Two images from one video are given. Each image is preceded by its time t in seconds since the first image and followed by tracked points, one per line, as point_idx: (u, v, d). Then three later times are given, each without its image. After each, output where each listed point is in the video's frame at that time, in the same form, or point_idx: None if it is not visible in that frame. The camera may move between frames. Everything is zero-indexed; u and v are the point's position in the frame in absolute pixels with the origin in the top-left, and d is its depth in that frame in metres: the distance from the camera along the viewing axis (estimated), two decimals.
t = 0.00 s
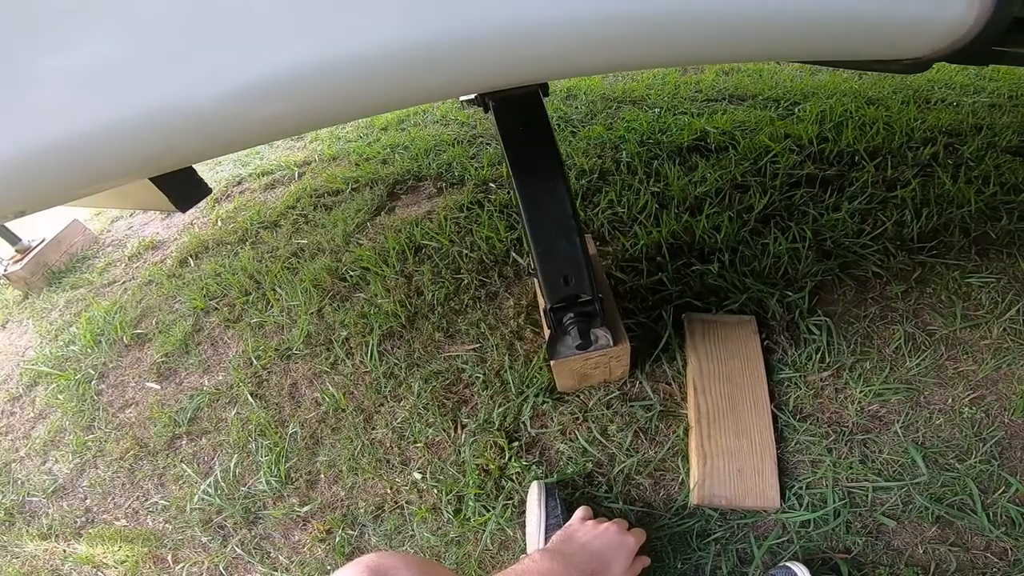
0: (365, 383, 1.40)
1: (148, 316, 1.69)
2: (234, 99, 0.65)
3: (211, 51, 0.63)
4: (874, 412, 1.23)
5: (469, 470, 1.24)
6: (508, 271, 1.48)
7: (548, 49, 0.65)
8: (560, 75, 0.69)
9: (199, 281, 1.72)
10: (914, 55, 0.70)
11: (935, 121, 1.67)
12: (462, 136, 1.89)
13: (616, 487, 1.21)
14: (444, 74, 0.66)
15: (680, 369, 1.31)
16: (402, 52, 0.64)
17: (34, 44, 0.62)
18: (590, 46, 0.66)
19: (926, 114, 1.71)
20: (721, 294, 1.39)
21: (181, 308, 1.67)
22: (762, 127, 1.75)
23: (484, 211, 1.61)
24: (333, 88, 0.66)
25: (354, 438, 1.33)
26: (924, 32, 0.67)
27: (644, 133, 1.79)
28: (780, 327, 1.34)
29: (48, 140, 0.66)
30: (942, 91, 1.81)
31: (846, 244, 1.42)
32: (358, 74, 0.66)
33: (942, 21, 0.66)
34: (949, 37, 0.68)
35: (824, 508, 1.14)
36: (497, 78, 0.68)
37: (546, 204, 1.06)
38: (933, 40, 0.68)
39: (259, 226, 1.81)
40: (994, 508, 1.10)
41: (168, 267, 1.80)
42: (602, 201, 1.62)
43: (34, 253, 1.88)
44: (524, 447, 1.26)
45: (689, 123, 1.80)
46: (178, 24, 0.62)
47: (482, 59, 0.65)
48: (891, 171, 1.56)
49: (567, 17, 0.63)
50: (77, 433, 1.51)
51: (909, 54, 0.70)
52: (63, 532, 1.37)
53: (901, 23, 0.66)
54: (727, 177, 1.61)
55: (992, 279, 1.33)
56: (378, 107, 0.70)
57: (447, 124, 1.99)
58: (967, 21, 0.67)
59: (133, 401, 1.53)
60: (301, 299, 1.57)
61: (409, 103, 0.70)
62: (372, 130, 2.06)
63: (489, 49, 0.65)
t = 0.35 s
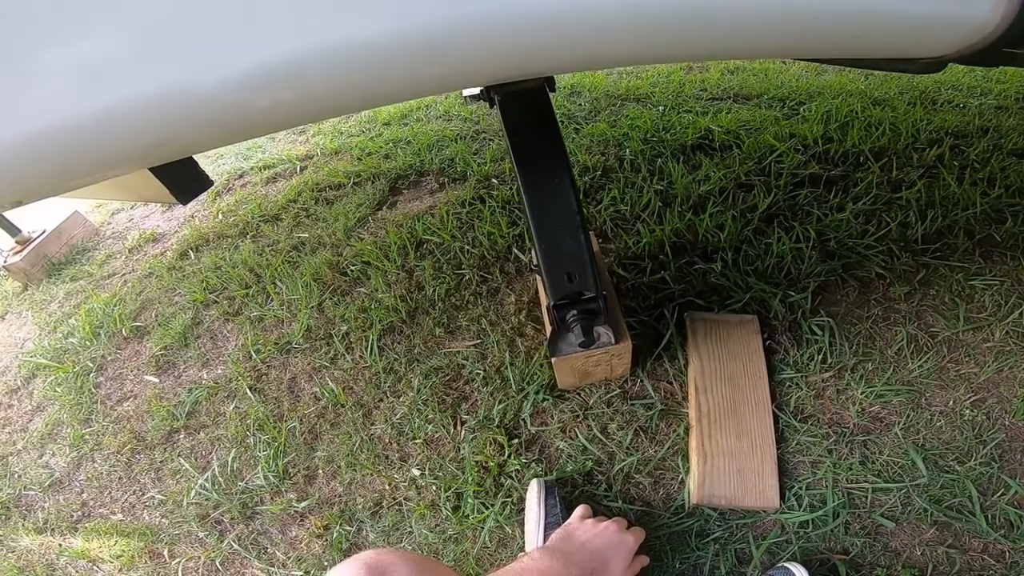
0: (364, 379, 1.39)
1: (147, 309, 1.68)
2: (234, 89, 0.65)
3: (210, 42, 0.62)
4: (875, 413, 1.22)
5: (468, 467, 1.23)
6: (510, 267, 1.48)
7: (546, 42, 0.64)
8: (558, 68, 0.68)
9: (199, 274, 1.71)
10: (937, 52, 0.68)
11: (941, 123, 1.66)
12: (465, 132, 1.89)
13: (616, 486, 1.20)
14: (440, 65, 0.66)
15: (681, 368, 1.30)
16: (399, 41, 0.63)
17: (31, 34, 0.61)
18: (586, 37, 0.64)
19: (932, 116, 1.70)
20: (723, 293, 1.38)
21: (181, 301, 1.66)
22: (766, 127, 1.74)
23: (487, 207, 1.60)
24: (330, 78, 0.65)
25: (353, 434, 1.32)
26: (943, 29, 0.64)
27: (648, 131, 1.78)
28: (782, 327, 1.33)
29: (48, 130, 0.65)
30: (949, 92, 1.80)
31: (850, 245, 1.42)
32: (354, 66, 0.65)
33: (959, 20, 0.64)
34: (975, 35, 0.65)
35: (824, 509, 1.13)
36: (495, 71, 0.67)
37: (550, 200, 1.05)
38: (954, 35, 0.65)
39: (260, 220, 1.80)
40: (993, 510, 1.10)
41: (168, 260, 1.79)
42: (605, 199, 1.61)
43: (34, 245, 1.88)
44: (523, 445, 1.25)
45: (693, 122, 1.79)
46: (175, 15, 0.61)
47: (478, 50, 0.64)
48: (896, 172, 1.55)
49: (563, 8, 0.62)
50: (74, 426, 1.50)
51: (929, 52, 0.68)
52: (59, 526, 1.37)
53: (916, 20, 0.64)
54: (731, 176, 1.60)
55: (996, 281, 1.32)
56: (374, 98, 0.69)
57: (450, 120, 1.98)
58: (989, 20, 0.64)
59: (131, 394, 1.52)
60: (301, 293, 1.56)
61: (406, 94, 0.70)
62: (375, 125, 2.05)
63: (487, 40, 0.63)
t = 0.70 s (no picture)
0: (363, 376, 1.40)
1: (148, 305, 1.70)
2: (236, 98, 0.66)
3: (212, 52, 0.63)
4: (867, 414, 1.23)
5: (465, 464, 1.25)
6: (508, 266, 1.49)
7: (533, 54, 0.65)
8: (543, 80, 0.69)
9: (199, 271, 1.72)
10: (922, 60, 0.67)
11: (940, 125, 1.66)
12: (465, 131, 1.90)
13: (611, 484, 1.21)
14: (446, 75, 0.66)
15: (676, 367, 1.31)
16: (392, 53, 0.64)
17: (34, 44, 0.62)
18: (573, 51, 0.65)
19: (931, 118, 1.70)
20: (720, 293, 1.40)
21: (181, 297, 1.68)
22: (766, 128, 1.75)
23: (486, 206, 1.61)
24: (327, 89, 0.66)
25: (352, 430, 1.34)
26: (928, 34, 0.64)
27: (647, 131, 1.79)
28: (778, 328, 1.35)
29: (57, 137, 0.67)
30: (949, 94, 1.79)
31: (846, 247, 1.43)
32: (351, 75, 0.66)
33: (944, 29, 0.63)
34: (959, 45, 0.65)
35: (815, 509, 1.15)
36: (483, 82, 0.68)
37: (548, 204, 1.06)
38: (938, 45, 0.65)
39: (261, 217, 1.81)
40: (982, 511, 1.11)
41: (169, 256, 1.80)
42: (604, 198, 1.62)
43: (35, 241, 1.89)
44: (520, 443, 1.27)
45: (693, 122, 1.80)
46: (176, 29, 0.62)
47: (469, 62, 0.65)
48: (894, 174, 1.56)
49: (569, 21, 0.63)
50: (74, 422, 1.52)
51: (917, 59, 0.67)
52: (58, 521, 1.38)
53: (902, 31, 0.63)
54: (729, 177, 1.61)
55: (990, 284, 1.33)
56: (368, 107, 0.70)
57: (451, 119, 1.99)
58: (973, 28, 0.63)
59: (131, 390, 1.54)
60: (301, 290, 1.57)
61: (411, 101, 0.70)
62: (376, 123, 2.05)
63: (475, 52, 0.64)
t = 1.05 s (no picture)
0: (360, 378, 1.41)
1: (145, 307, 1.70)
2: (240, 109, 0.67)
3: (215, 65, 0.64)
4: (860, 417, 1.25)
5: (461, 466, 1.26)
6: (506, 270, 1.50)
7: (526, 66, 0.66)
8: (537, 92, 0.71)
9: (197, 272, 1.73)
10: (905, 71, 0.69)
11: (935, 129, 1.66)
12: (464, 134, 1.91)
13: (606, 486, 1.23)
14: (447, 86, 0.68)
15: (671, 371, 1.32)
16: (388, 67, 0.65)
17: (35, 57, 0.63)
18: (566, 64, 0.66)
19: (926, 122, 1.69)
20: (715, 297, 1.41)
21: (179, 299, 1.68)
22: (762, 132, 1.76)
23: (484, 210, 1.62)
24: (328, 99, 0.67)
25: (349, 432, 1.35)
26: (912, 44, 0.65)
27: (644, 135, 1.80)
28: (772, 332, 1.36)
29: (64, 145, 0.68)
30: (944, 98, 1.79)
31: (840, 251, 1.44)
32: (351, 89, 0.67)
33: (932, 38, 0.65)
34: (939, 56, 0.66)
35: (808, 511, 1.16)
36: (478, 95, 0.70)
37: (545, 211, 1.07)
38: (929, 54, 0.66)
39: (259, 219, 1.82)
40: (972, 513, 1.12)
41: (167, 258, 1.81)
42: (600, 202, 1.63)
43: (33, 242, 1.90)
44: (516, 445, 1.28)
45: (690, 126, 1.81)
46: (177, 34, 0.62)
47: (464, 75, 0.67)
48: (888, 178, 1.56)
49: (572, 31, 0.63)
50: (71, 423, 1.52)
51: (900, 71, 0.69)
52: (55, 522, 1.39)
53: (890, 41, 0.65)
54: (725, 182, 1.62)
55: (983, 288, 1.34)
56: (366, 119, 0.72)
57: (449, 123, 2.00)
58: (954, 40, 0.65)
59: (129, 391, 1.54)
60: (299, 292, 1.58)
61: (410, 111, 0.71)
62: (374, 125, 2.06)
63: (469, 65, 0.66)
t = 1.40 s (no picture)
0: (356, 382, 1.42)
1: (141, 309, 1.71)
2: (242, 114, 0.66)
3: (213, 77, 0.64)
4: (853, 423, 1.25)
5: (456, 471, 1.26)
6: (502, 275, 1.51)
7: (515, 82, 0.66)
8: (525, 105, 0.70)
9: (193, 275, 1.73)
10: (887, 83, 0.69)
11: (931, 134, 1.66)
12: (461, 138, 1.91)
13: (600, 490, 1.23)
14: (447, 97, 0.67)
15: (666, 376, 1.33)
16: (382, 80, 0.65)
17: (33, 67, 0.62)
18: (564, 75, 0.66)
19: (922, 127, 1.69)
20: (710, 304, 1.42)
21: (175, 301, 1.69)
22: (759, 137, 1.76)
23: (480, 214, 1.63)
24: (331, 106, 0.67)
25: (344, 436, 1.35)
26: (894, 52, 0.65)
27: (641, 140, 1.81)
28: (766, 338, 1.37)
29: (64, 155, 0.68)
30: (940, 103, 1.79)
31: (834, 258, 1.44)
32: (348, 102, 0.67)
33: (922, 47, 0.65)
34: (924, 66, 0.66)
35: (800, 516, 1.17)
36: (466, 108, 0.69)
37: (538, 220, 1.08)
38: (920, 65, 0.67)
39: (256, 223, 1.82)
40: (965, 518, 1.13)
41: (163, 261, 1.81)
42: (597, 208, 1.64)
43: (29, 245, 1.90)
44: (511, 449, 1.28)
45: (687, 132, 1.81)
46: (177, 38, 0.62)
47: (462, 85, 0.66)
48: (883, 184, 1.56)
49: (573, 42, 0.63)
50: (66, 425, 1.53)
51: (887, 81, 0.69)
52: (49, 524, 1.39)
53: (888, 52, 0.65)
54: (721, 187, 1.63)
55: (977, 294, 1.35)
56: (364, 131, 0.72)
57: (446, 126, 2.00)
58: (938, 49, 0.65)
59: (124, 394, 1.55)
60: (295, 296, 1.58)
61: (410, 123, 0.71)
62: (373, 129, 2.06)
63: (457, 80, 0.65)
